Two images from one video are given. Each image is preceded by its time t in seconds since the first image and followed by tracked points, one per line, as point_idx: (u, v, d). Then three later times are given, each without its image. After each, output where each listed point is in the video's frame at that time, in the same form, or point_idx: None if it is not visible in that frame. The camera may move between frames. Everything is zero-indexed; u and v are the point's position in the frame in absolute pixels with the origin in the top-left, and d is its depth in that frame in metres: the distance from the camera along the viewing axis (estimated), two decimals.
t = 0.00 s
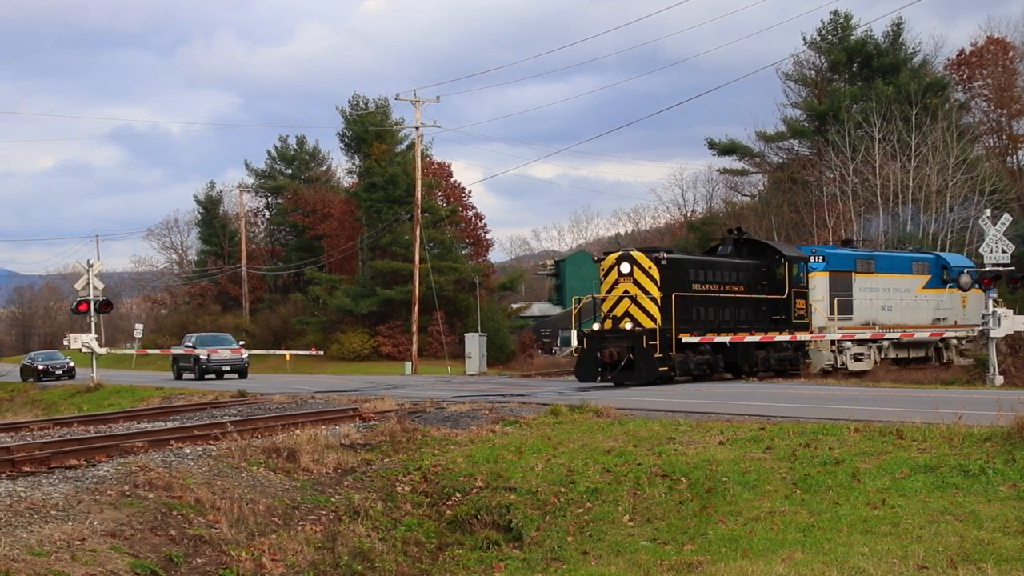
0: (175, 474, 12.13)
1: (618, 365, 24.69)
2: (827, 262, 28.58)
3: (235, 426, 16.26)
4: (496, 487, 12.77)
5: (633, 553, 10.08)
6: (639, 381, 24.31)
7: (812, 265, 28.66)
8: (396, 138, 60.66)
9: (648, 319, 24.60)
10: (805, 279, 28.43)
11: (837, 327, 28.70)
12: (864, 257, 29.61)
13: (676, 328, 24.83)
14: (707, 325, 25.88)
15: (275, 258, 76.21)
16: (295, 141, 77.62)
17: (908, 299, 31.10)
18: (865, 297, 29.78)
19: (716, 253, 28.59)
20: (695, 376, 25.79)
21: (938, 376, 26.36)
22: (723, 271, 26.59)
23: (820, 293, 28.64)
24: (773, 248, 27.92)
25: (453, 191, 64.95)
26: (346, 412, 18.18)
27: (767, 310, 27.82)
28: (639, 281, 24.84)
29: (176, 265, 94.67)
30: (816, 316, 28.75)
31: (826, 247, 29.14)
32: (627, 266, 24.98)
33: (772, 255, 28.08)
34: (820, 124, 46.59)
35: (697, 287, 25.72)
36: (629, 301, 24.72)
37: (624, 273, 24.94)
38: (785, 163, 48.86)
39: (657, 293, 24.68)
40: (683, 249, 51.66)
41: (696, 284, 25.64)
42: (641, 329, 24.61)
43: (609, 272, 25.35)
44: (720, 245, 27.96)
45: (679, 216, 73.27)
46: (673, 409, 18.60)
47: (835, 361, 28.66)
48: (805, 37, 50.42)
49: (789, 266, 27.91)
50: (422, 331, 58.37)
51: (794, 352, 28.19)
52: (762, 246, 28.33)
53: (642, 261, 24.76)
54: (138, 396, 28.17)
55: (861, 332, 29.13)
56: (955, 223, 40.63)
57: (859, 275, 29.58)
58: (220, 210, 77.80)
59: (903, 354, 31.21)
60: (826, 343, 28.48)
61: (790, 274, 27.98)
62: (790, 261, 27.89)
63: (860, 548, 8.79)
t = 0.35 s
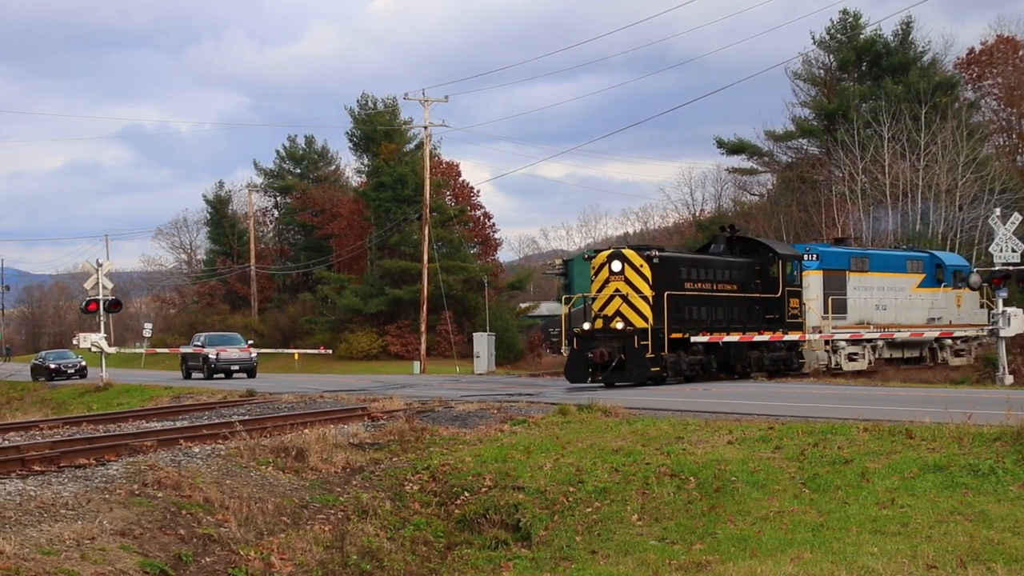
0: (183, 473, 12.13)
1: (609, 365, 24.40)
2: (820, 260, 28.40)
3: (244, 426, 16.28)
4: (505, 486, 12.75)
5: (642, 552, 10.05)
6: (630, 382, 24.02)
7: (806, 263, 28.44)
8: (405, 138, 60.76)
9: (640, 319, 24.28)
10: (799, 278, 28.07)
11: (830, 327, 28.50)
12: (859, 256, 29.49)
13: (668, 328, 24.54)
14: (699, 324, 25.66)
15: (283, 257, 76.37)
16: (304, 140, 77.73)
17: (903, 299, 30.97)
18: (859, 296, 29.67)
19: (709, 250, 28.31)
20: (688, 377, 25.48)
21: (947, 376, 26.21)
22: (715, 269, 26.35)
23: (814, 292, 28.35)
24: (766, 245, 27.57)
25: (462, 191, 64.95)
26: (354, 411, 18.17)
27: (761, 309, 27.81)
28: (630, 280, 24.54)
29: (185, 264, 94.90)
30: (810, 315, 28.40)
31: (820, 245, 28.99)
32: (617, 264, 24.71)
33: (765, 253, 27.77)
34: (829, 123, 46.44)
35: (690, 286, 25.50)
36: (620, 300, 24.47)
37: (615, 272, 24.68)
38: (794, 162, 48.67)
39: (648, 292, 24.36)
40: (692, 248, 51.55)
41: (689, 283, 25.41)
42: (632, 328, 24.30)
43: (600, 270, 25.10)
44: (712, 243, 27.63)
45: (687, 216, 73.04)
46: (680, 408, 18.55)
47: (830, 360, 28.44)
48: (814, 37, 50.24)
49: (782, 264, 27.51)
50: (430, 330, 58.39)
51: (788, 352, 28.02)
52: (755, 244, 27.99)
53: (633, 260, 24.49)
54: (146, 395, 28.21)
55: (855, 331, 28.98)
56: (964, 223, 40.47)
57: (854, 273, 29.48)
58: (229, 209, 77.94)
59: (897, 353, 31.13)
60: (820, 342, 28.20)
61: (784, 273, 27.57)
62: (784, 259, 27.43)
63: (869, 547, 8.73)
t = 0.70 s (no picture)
0: (192, 471, 12.14)
1: (600, 365, 23.99)
2: (814, 258, 28.45)
3: (252, 424, 16.29)
4: (512, 485, 12.72)
5: (650, 551, 10.02)
6: (621, 382, 23.64)
7: (800, 261, 28.50)
8: (412, 136, 60.90)
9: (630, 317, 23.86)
10: (793, 275, 28.07)
11: (824, 326, 28.24)
12: (852, 253, 29.50)
13: (660, 327, 24.22)
14: (692, 323, 25.42)
15: (291, 256, 76.50)
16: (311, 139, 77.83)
17: (896, 297, 30.97)
18: (853, 295, 29.62)
19: (701, 247, 28.04)
20: (679, 377, 25.16)
21: (955, 375, 26.11)
22: (707, 267, 26.10)
23: (808, 291, 28.38)
24: (758, 243, 27.55)
25: (470, 190, 64.96)
26: (363, 410, 18.19)
27: (753, 308, 27.63)
28: (620, 278, 24.16)
29: (194, 263, 95.15)
30: (803, 314, 28.37)
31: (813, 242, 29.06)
32: (608, 262, 24.39)
33: (757, 251, 27.74)
34: (837, 122, 46.25)
35: (682, 284, 25.23)
36: (610, 298, 24.04)
37: (605, 270, 24.32)
38: (802, 161, 48.45)
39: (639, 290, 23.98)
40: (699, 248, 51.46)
41: (681, 281, 25.15)
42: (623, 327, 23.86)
43: (590, 269, 24.75)
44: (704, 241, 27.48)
45: (695, 215, 72.92)
46: (689, 407, 18.49)
47: (823, 360, 28.15)
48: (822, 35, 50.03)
49: (775, 261, 27.49)
50: (438, 329, 58.40)
51: (781, 353, 27.89)
52: (747, 242, 27.92)
53: (624, 257, 24.16)
54: (155, 394, 28.28)
55: (849, 330, 28.66)
56: (973, 222, 40.33)
57: (847, 271, 29.45)
58: (237, 208, 78.09)
59: (891, 353, 30.80)
60: (814, 342, 27.88)
61: (777, 271, 27.55)
62: (776, 257, 27.49)
63: (877, 547, 8.68)
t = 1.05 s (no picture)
0: (198, 470, 12.13)
1: (588, 364, 23.89)
2: (806, 255, 28.13)
3: (259, 423, 16.29)
4: (518, 484, 12.70)
5: (657, 549, 10.00)
6: (610, 382, 23.52)
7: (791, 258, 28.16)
8: (419, 135, 61.04)
9: (620, 315, 23.74)
10: (783, 274, 27.67)
11: (817, 324, 28.23)
12: (844, 251, 29.37)
13: (650, 326, 24.01)
14: (682, 321, 25.16)
15: (298, 255, 76.56)
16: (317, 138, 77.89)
17: (888, 295, 30.92)
18: (845, 293, 29.51)
19: (690, 245, 27.71)
20: (670, 377, 25.02)
21: (962, 374, 26.05)
22: (697, 264, 25.79)
23: (799, 288, 28.16)
24: (748, 238, 27.13)
25: (476, 188, 64.94)
26: (369, 409, 18.18)
27: (744, 306, 27.23)
28: (610, 276, 24.02)
29: (200, 262, 95.34)
30: (794, 312, 28.18)
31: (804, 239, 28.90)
32: (598, 259, 24.23)
33: (748, 248, 27.32)
34: (845, 120, 46.06)
35: (672, 282, 24.94)
36: (600, 296, 23.93)
37: (594, 267, 24.17)
38: (809, 159, 48.23)
39: (629, 288, 23.83)
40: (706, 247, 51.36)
41: (671, 279, 24.87)
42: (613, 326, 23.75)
43: (580, 265, 24.59)
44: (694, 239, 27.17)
45: (701, 213, 72.77)
46: (696, 406, 18.45)
47: (815, 359, 28.18)
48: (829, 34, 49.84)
49: (766, 258, 27.10)
50: (445, 328, 58.40)
51: (772, 352, 27.76)
52: (738, 238, 27.52)
53: (613, 254, 23.99)
54: (162, 393, 28.32)
55: (841, 329, 28.84)
56: (980, 220, 40.25)
57: (839, 269, 29.35)
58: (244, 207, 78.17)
59: (883, 352, 30.67)
60: (806, 341, 27.89)
61: (769, 267, 27.19)
62: (768, 253, 27.14)
63: (885, 545, 8.64)
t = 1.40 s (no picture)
0: (204, 469, 12.13)
1: (576, 364, 23.81)
2: (797, 252, 28.15)
3: (265, 422, 16.29)
4: (524, 482, 12.69)
5: (662, 549, 9.97)
6: (598, 382, 23.43)
7: (782, 255, 28.23)
8: (425, 134, 61.02)
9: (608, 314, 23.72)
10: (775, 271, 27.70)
11: (807, 323, 28.26)
12: (835, 249, 29.32)
13: (639, 325, 23.92)
14: (672, 320, 25.06)
15: (303, 254, 76.60)
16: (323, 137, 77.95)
17: (879, 294, 30.84)
18: (836, 291, 29.45)
19: (680, 241, 27.53)
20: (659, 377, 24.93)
21: (967, 372, 25.91)
22: (687, 262, 25.67)
23: (790, 286, 28.20)
24: (738, 235, 26.97)
25: (482, 187, 64.92)
26: (374, 407, 18.19)
27: (734, 305, 27.13)
28: (597, 274, 24.00)
29: (206, 261, 95.53)
30: (785, 310, 28.23)
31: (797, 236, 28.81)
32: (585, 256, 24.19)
33: (738, 245, 27.19)
34: (850, 119, 45.95)
35: (662, 280, 24.82)
36: (588, 295, 23.93)
37: (582, 264, 24.14)
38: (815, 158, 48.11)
39: (617, 287, 23.78)
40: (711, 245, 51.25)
41: (661, 277, 24.78)
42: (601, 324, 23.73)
43: (568, 262, 24.57)
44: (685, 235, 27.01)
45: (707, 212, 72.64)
46: (701, 405, 18.40)
47: (806, 358, 28.07)
48: (835, 33, 49.65)
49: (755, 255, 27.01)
50: (450, 326, 58.38)
51: (763, 351, 27.71)
52: (728, 235, 27.36)
53: (601, 251, 23.94)
54: (167, 391, 28.36)
55: (831, 329, 28.79)
56: (986, 218, 40.24)
57: (830, 266, 29.31)
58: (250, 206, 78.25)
59: (873, 352, 30.64)
60: (797, 340, 27.72)
61: (759, 265, 27.10)
62: (758, 250, 27.02)
63: (891, 545, 8.60)
